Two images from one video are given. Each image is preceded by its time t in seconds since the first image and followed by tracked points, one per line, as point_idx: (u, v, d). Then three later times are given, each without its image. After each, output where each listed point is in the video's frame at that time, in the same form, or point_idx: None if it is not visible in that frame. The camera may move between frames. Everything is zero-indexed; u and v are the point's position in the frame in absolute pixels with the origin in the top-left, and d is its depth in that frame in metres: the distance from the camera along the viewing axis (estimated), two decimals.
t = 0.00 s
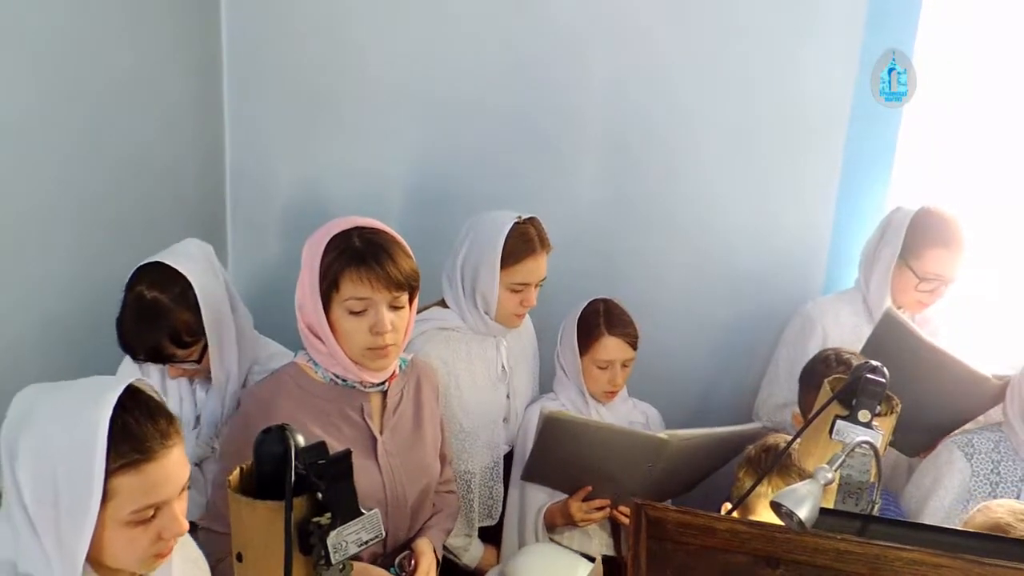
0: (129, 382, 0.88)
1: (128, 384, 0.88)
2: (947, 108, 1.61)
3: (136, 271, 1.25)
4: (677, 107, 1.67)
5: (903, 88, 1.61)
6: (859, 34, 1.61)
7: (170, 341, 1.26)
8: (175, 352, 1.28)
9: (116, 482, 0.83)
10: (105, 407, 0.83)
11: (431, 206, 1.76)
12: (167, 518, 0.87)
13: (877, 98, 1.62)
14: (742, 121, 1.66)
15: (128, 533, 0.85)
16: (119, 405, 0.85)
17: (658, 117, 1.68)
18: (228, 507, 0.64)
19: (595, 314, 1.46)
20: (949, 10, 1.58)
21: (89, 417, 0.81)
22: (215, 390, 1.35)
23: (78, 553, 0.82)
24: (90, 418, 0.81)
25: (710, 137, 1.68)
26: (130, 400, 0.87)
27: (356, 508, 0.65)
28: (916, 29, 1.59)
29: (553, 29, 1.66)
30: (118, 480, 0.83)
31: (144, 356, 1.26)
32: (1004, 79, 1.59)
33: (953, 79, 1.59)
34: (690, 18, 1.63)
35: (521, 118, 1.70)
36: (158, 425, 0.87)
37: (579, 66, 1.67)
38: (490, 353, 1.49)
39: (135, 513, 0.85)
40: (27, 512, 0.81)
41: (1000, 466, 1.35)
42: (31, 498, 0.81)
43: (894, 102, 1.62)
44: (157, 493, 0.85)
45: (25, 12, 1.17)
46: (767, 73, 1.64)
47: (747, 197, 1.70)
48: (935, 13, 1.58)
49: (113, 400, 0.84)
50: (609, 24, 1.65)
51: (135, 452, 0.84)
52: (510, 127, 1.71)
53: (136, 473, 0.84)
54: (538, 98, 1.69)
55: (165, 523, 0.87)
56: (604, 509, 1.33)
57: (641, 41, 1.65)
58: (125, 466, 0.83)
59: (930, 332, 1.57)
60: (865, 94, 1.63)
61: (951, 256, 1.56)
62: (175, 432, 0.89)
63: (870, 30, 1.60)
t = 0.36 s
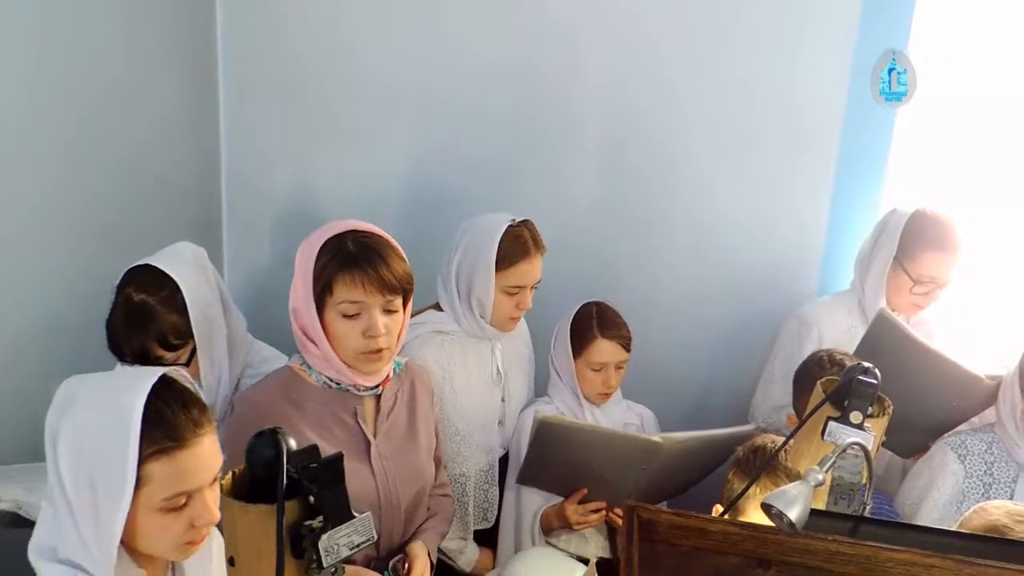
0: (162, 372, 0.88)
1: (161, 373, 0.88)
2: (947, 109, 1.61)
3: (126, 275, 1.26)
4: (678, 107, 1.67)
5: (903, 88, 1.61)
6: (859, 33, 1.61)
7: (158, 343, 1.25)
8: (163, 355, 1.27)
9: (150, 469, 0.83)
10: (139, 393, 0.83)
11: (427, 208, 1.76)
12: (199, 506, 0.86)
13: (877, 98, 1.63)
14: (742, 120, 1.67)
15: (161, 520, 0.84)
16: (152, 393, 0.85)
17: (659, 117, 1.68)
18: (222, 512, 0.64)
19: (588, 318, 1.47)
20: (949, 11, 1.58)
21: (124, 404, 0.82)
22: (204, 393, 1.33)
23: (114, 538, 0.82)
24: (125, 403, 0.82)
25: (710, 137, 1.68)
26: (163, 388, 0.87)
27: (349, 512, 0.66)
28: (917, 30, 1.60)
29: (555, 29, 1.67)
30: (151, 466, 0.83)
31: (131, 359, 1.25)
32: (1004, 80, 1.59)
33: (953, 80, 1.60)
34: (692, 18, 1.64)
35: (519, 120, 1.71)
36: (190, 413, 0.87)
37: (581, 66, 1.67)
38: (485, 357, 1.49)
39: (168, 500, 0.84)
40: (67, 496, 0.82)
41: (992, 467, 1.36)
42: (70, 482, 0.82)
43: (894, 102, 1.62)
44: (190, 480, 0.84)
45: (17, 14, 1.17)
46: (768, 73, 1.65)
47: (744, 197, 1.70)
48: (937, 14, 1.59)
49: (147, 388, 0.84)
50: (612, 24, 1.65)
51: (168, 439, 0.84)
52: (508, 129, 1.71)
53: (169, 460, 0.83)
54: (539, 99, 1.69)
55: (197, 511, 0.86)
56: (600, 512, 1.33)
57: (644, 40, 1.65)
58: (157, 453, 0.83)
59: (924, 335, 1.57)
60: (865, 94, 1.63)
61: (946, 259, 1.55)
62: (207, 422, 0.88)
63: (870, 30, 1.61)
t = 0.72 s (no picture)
0: (171, 370, 0.93)
1: (171, 370, 0.93)
2: (946, 109, 1.61)
3: (120, 279, 1.25)
4: (678, 108, 1.67)
5: (903, 88, 1.61)
6: (859, 34, 1.61)
7: (154, 347, 1.24)
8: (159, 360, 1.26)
9: (156, 466, 0.88)
10: (149, 391, 0.89)
11: (423, 210, 1.76)
12: (204, 505, 0.90)
13: (877, 98, 1.63)
14: (740, 121, 1.67)
15: (167, 516, 0.89)
16: (163, 392, 0.91)
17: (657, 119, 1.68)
18: (211, 516, 0.64)
19: (582, 318, 1.47)
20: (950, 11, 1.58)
21: (133, 402, 0.88)
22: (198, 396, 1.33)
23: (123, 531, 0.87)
24: (134, 401, 0.87)
25: (709, 137, 1.68)
26: (173, 387, 0.92)
27: (338, 514, 0.65)
28: (918, 30, 1.60)
29: (556, 31, 1.66)
30: (158, 462, 0.88)
31: (127, 364, 1.23)
32: (1004, 81, 1.59)
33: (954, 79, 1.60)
34: (691, 18, 1.64)
35: (516, 121, 1.70)
36: (197, 412, 0.92)
37: (581, 67, 1.67)
38: (478, 358, 1.49)
39: (173, 497, 0.89)
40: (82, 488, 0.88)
41: (986, 469, 1.37)
42: (84, 475, 0.88)
43: (894, 102, 1.62)
44: (195, 478, 0.89)
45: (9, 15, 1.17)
46: (768, 74, 1.65)
47: (741, 197, 1.70)
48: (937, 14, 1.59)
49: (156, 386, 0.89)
50: (613, 26, 1.65)
51: (174, 436, 0.89)
52: (504, 130, 1.71)
53: (174, 456, 0.88)
54: (538, 100, 1.69)
55: (202, 510, 0.90)
56: (595, 513, 1.32)
57: (646, 41, 1.65)
58: (164, 450, 0.88)
59: (916, 333, 1.57)
60: (865, 94, 1.63)
61: (937, 259, 1.56)
62: (213, 420, 0.93)
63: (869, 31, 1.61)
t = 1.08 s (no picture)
0: (124, 374, 0.89)
1: (123, 375, 0.89)
2: (947, 108, 1.63)
3: (102, 282, 1.25)
4: (678, 108, 1.68)
5: (903, 88, 1.61)
6: (859, 34, 1.62)
7: (137, 350, 1.25)
8: (144, 362, 1.27)
9: (108, 473, 0.83)
10: (98, 396, 0.84)
11: (415, 212, 1.76)
12: (160, 512, 0.87)
13: (877, 98, 1.63)
14: (739, 121, 1.67)
15: (121, 525, 0.85)
16: (113, 396, 0.86)
17: (654, 119, 1.68)
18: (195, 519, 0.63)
19: (574, 319, 1.47)
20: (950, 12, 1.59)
21: (82, 407, 0.83)
22: (185, 399, 1.33)
23: (73, 543, 0.83)
24: (85, 405, 0.83)
25: (708, 136, 1.68)
26: (126, 390, 0.88)
27: (325, 518, 0.65)
28: (917, 31, 1.61)
29: (556, 31, 1.66)
30: (110, 470, 0.83)
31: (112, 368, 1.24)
32: (1003, 82, 1.60)
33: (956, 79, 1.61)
34: (693, 18, 1.64)
35: (511, 123, 1.71)
36: (153, 416, 0.88)
37: (581, 67, 1.67)
38: (468, 361, 1.49)
39: (127, 505, 0.85)
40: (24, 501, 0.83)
41: (975, 468, 1.36)
42: (27, 487, 0.82)
43: (894, 102, 1.62)
44: (151, 484, 0.85)
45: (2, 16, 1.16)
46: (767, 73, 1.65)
47: (734, 198, 1.71)
48: (937, 15, 1.60)
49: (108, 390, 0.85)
50: (615, 26, 1.65)
51: (128, 441, 0.85)
52: (499, 132, 1.71)
53: (128, 463, 0.84)
54: (535, 101, 1.69)
55: (158, 516, 0.87)
56: (585, 516, 1.33)
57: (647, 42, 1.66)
58: (117, 456, 0.83)
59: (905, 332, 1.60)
60: (864, 94, 1.64)
61: (926, 258, 1.54)
62: (170, 426, 0.89)
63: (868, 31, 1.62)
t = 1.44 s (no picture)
0: (91, 382, 0.89)
1: (90, 383, 0.89)
2: (947, 108, 1.63)
3: (90, 285, 1.24)
4: (679, 107, 1.68)
5: (903, 88, 1.61)
6: (860, 33, 1.62)
7: (125, 353, 1.25)
8: (132, 365, 1.27)
9: (78, 481, 0.83)
10: (68, 403, 0.83)
11: (409, 213, 1.75)
12: (130, 520, 0.86)
13: (877, 98, 1.63)
14: (738, 121, 1.67)
15: (90, 535, 0.84)
16: (81, 403, 0.86)
17: (653, 119, 1.68)
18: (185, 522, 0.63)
19: (567, 321, 1.47)
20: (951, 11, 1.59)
21: (51, 413, 0.82)
22: (175, 402, 1.33)
23: (41, 554, 0.81)
24: (55, 410, 0.82)
25: (707, 136, 1.68)
26: (95, 397, 0.88)
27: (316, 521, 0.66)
28: (918, 31, 1.61)
29: (557, 31, 1.66)
30: (80, 478, 0.83)
31: (100, 372, 1.24)
32: (1003, 82, 1.61)
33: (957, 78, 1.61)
34: (695, 18, 1.64)
35: (506, 124, 1.70)
36: (123, 423, 0.88)
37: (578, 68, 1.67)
38: (461, 363, 1.49)
39: (97, 513, 0.84)
40: None
41: (970, 468, 1.36)
42: None
43: (894, 102, 1.62)
44: (122, 491, 0.85)
45: None
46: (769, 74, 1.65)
47: (729, 198, 1.71)
48: (938, 15, 1.60)
49: (78, 394, 0.85)
50: (617, 26, 1.65)
51: (99, 448, 0.84)
52: (496, 134, 1.71)
53: (99, 469, 0.84)
54: (533, 101, 1.69)
55: (128, 525, 0.86)
56: (581, 519, 1.32)
57: (647, 41, 1.65)
58: (88, 462, 0.83)
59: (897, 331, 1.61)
60: (864, 94, 1.64)
61: (918, 258, 1.54)
62: (139, 432, 0.89)
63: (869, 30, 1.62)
